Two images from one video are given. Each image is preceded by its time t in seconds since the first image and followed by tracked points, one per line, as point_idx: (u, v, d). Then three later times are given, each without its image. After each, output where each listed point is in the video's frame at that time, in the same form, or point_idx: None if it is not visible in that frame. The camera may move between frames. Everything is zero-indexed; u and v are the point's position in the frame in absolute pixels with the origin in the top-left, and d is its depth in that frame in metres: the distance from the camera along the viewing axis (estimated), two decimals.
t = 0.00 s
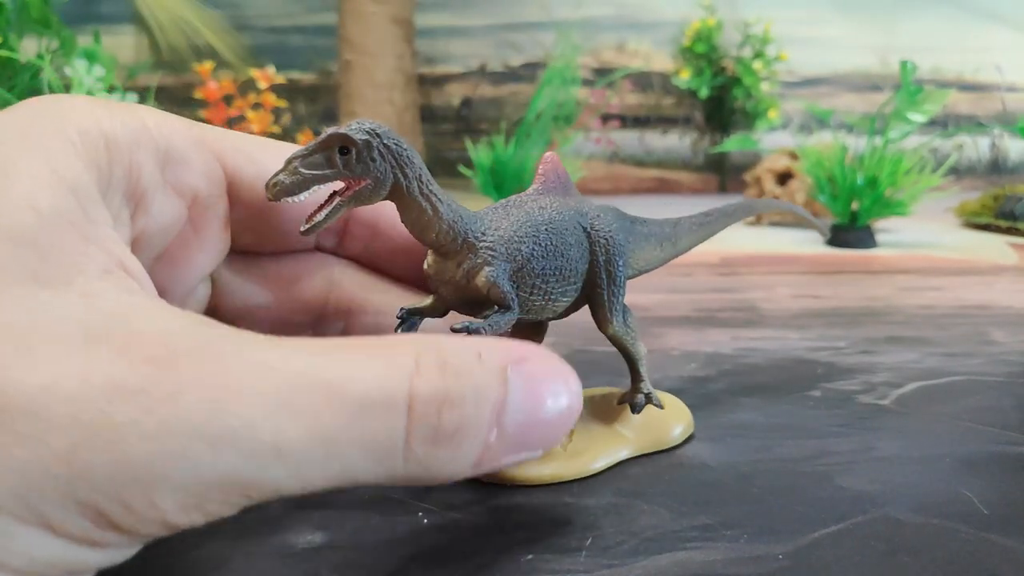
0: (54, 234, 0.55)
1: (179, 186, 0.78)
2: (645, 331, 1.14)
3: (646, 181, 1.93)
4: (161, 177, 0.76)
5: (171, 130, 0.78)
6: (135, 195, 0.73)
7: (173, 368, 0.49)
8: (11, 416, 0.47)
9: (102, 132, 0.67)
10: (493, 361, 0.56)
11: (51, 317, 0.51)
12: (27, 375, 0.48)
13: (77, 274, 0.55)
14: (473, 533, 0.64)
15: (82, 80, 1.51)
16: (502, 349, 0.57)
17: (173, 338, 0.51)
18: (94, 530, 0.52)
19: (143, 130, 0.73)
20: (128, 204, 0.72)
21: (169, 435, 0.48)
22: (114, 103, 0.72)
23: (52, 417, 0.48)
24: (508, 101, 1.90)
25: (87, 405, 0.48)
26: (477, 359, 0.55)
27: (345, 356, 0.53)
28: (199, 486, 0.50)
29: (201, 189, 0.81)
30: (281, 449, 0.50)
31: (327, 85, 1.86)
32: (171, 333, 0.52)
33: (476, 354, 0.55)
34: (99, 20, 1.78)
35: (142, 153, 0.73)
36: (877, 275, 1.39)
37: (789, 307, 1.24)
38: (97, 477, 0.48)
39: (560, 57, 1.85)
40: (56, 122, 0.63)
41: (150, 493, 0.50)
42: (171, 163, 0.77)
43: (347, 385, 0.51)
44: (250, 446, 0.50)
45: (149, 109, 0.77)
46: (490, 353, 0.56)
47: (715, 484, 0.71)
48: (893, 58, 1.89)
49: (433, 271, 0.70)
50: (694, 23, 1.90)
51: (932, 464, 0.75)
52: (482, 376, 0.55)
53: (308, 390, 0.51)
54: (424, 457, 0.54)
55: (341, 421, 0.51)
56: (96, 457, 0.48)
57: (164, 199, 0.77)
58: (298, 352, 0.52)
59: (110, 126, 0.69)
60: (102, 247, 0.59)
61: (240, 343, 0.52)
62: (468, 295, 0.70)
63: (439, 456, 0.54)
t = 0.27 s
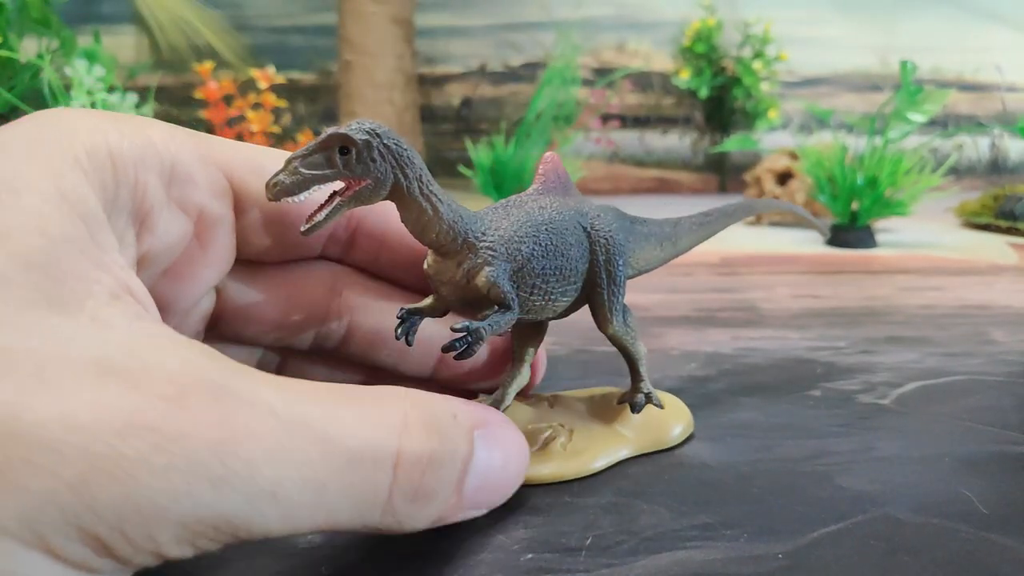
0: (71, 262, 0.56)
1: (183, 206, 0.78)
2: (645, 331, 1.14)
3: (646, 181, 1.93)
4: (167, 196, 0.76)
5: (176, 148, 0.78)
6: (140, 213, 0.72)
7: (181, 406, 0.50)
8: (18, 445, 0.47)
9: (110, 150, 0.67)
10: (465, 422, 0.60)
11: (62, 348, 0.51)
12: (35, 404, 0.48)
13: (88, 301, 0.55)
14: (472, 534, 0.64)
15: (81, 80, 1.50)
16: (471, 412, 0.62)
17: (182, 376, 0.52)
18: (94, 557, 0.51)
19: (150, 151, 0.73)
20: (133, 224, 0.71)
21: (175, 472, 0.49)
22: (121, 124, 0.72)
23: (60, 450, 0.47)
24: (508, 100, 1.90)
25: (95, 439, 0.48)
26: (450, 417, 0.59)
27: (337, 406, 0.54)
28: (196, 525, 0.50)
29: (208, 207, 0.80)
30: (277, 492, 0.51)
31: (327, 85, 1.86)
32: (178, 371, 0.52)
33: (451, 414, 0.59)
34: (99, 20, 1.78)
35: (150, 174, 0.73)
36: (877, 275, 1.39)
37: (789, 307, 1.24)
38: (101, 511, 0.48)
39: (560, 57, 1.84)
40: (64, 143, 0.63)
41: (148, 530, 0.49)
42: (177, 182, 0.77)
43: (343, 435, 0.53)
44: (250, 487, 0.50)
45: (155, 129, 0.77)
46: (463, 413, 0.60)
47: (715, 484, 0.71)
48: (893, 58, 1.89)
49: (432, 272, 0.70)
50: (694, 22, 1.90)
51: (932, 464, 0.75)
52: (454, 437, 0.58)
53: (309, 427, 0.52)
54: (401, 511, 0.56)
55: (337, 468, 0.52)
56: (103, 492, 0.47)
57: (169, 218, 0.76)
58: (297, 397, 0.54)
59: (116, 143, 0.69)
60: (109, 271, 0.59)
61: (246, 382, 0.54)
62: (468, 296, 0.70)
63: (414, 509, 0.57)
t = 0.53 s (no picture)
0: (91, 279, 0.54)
1: (200, 216, 0.77)
2: (645, 330, 1.14)
3: (646, 181, 1.93)
4: (183, 209, 0.75)
5: (190, 160, 0.76)
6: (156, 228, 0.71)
7: (204, 420, 0.50)
8: (54, 465, 0.46)
9: (130, 164, 0.66)
10: (461, 420, 0.61)
11: (89, 366, 0.50)
12: (69, 422, 0.47)
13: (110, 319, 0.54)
14: (471, 533, 0.64)
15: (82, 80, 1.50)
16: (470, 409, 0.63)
17: (199, 390, 0.52)
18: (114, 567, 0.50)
19: (169, 162, 0.72)
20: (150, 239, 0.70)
21: (202, 483, 0.49)
22: (135, 135, 0.70)
23: (95, 466, 0.47)
24: (508, 100, 1.90)
25: (126, 453, 0.47)
26: (447, 415, 0.60)
27: (335, 410, 0.55)
28: (220, 529, 0.50)
29: (220, 220, 0.79)
30: (290, 497, 0.51)
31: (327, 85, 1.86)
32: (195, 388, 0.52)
33: (446, 413, 0.60)
34: (98, 19, 1.78)
35: (168, 187, 0.71)
36: (876, 275, 1.39)
37: (789, 307, 1.24)
38: (133, 521, 0.48)
39: (560, 57, 1.84)
40: (83, 158, 0.62)
41: (176, 537, 0.49)
42: (192, 195, 0.76)
43: (345, 438, 0.53)
44: (272, 493, 0.50)
45: (168, 140, 0.74)
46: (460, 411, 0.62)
47: (714, 484, 0.71)
48: (893, 58, 1.89)
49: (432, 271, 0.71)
50: (694, 22, 1.90)
51: (932, 464, 0.75)
52: (451, 434, 0.59)
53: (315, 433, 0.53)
54: (399, 508, 0.57)
55: (345, 471, 0.53)
56: (135, 503, 0.47)
57: (185, 232, 0.75)
58: (303, 408, 0.54)
59: (135, 161, 0.67)
60: (125, 287, 0.57)
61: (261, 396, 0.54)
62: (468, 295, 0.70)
63: (411, 506, 0.57)
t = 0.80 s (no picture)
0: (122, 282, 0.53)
1: (224, 219, 0.76)
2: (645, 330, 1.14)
3: (646, 182, 1.94)
4: (206, 208, 0.74)
5: (214, 158, 0.75)
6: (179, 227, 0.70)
7: (240, 422, 0.49)
8: (104, 469, 0.45)
9: (155, 165, 0.65)
10: (468, 408, 0.62)
11: (124, 370, 0.49)
12: (114, 426, 0.46)
13: (137, 324, 0.52)
14: (471, 530, 0.64)
15: (83, 80, 1.49)
16: (477, 398, 0.64)
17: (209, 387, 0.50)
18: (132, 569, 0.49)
19: (195, 163, 0.72)
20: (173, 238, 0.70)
21: (241, 482, 0.48)
22: (159, 134, 0.69)
23: (141, 469, 0.45)
24: (508, 101, 1.91)
25: (169, 455, 0.46)
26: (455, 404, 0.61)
27: (349, 403, 0.54)
28: (253, 529, 0.50)
29: (243, 219, 0.78)
30: (320, 492, 0.51)
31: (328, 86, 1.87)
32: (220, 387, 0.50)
33: (454, 401, 0.61)
34: (100, 20, 1.79)
35: (192, 186, 0.71)
36: (875, 275, 1.40)
37: (789, 307, 1.24)
38: (179, 523, 0.46)
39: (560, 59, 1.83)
40: (109, 157, 0.61)
41: (219, 535, 0.48)
42: (216, 193, 0.75)
43: (362, 431, 0.53)
44: (304, 489, 0.50)
45: (191, 138, 0.74)
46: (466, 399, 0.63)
47: (714, 484, 0.71)
48: (892, 59, 1.90)
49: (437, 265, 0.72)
50: (694, 23, 1.91)
51: (931, 463, 0.75)
52: (458, 422, 0.60)
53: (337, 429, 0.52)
54: (414, 494, 0.57)
55: (363, 464, 0.52)
56: (180, 507, 0.46)
57: (207, 230, 0.74)
58: (323, 404, 0.53)
59: (159, 158, 0.67)
60: (152, 288, 0.56)
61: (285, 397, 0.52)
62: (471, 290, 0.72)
63: (422, 491, 0.58)
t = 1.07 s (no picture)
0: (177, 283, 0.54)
1: (265, 214, 0.75)
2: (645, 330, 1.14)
3: (646, 182, 1.94)
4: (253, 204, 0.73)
5: (254, 152, 0.73)
6: (228, 225, 0.69)
7: (285, 424, 0.50)
8: (165, 471, 0.47)
9: (203, 167, 0.64)
10: (496, 401, 0.63)
11: (181, 371, 0.51)
12: (174, 428, 0.48)
13: (194, 324, 0.54)
14: (473, 531, 0.64)
15: (83, 81, 1.48)
16: (502, 390, 0.65)
17: (226, 384, 0.51)
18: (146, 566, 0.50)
19: (238, 161, 0.70)
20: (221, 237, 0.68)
21: (292, 483, 0.49)
22: (201, 131, 0.68)
23: (199, 471, 0.47)
24: (508, 101, 1.91)
25: (223, 457, 0.48)
26: (484, 398, 0.62)
27: (384, 401, 0.55)
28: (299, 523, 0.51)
29: (277, 215, 0.77)
30: (354, 488, 0.52)
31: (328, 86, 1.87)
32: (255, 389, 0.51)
33: (481, 395, 0.62)
34: (100, 20, 1.79)
35: (239, 185, 0.69)
36: (875, 275, 1.40)
37: (788, 307, 1.24)
38: (234, 519, 0.49)
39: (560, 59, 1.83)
40: (159, 161, 0.60)
41: (268, 531, 0.50)
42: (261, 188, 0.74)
43: (398, 429, 0.54)
44: (340, 486, 0.51)
45: (231, 132, 0.72)
46: (492, 391, 0.64)
47: (715, 483, 0.72)
48: (892, 59, 1.90)
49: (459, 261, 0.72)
50: (694, 23, 1.91)
51: (931, 463, 0.75)
52: (488, 414, 0.61)
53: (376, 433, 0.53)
54: (443, 486, 0.59)
55: (396, 461, 0.54)
56: (237, 504, 0.48)
57: (251, 226, 0.73)
58: (365, 403, 0.54)
59: (207, 159, 0.65)
60: (201, 287, 0.57)
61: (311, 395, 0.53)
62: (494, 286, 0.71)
63: (452, 483, 0.60)
